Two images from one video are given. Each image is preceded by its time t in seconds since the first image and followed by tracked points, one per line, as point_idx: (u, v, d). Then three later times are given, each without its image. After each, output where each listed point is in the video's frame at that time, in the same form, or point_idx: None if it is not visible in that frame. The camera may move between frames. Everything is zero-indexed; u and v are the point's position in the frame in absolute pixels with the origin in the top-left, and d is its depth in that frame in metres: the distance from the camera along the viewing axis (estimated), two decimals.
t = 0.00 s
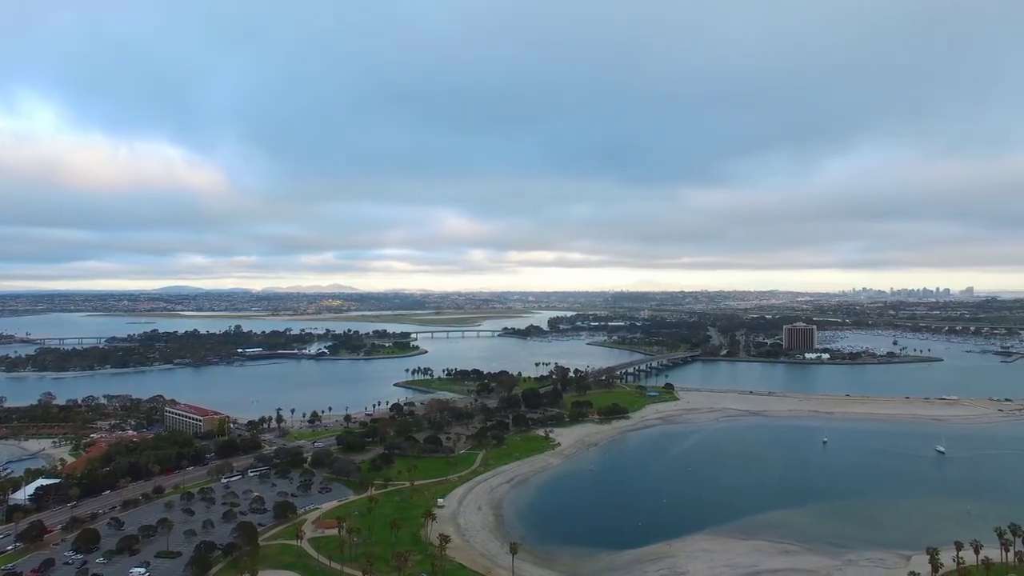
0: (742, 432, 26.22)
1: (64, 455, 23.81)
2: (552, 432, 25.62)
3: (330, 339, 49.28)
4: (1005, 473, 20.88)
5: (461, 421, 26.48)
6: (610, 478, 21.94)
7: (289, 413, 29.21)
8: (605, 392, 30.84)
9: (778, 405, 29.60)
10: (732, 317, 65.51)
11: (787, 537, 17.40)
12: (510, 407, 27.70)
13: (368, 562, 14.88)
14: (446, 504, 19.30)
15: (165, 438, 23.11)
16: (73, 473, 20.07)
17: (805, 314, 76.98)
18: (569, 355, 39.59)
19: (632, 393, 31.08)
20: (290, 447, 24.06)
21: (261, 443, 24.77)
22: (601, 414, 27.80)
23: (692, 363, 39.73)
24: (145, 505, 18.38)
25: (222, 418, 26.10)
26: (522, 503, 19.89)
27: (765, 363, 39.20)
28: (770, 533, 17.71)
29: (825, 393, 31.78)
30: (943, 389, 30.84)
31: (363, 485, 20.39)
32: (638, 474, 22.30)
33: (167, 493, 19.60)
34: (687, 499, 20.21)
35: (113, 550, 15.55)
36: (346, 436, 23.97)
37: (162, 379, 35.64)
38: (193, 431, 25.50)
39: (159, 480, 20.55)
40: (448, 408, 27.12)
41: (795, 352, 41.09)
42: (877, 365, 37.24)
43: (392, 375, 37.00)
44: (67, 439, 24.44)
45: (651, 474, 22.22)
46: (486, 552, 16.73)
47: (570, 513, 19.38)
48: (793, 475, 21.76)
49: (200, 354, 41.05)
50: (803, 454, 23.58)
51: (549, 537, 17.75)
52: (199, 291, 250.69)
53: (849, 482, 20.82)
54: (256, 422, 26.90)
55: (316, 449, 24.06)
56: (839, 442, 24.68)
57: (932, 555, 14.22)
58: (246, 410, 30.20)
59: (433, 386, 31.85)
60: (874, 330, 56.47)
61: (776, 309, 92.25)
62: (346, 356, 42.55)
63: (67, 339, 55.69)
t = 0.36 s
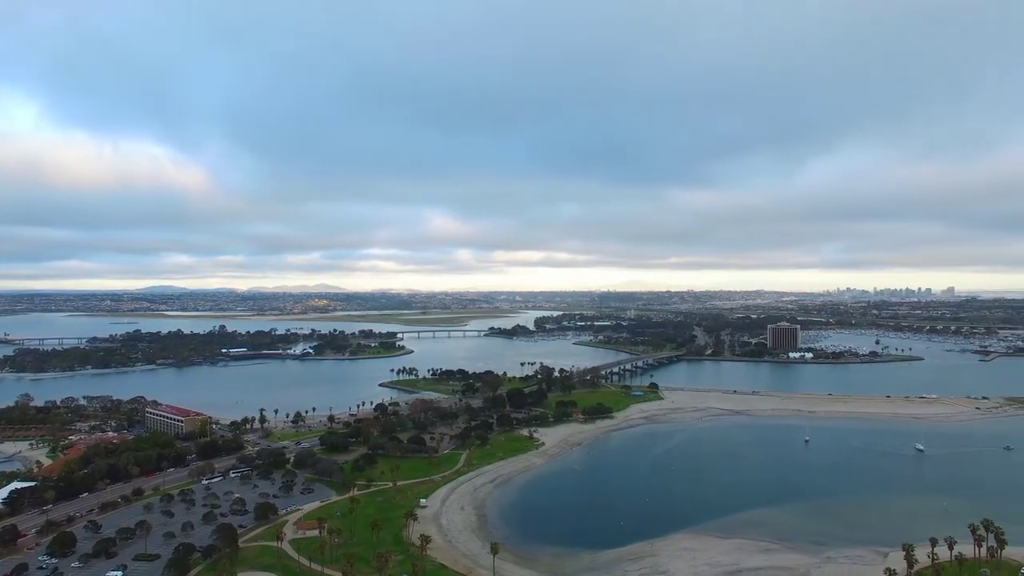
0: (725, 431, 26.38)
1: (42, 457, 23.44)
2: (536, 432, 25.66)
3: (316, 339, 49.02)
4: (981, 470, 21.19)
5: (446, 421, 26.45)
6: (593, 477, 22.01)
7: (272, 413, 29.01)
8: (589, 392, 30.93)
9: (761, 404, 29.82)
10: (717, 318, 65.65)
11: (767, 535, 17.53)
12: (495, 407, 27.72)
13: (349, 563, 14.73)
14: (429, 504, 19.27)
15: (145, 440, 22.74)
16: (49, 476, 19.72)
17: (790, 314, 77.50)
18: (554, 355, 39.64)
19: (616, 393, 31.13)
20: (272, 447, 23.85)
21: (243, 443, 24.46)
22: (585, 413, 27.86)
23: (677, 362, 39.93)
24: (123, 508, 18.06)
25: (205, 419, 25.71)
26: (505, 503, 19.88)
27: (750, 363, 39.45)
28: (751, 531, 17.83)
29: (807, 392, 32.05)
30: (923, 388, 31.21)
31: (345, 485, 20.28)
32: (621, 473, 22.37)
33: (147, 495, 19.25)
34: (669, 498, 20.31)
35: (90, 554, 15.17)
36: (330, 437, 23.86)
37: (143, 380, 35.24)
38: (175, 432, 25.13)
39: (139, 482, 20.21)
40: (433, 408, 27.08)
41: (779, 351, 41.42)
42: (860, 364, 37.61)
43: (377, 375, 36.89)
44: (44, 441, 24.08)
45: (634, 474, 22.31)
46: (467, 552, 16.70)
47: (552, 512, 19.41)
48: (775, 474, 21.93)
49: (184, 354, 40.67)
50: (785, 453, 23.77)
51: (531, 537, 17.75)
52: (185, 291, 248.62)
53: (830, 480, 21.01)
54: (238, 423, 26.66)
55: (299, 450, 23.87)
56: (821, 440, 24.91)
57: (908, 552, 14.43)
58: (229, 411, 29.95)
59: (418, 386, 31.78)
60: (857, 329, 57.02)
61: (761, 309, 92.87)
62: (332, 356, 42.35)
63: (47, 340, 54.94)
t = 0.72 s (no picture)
0: (707, 430, 26.53)
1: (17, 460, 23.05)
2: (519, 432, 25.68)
3: (301, 339, 48.75)
4: (958, 467, 21.46)
5: (429, 422, 26.40)
6: (575, 477, 22.04)
7: (254, 414, 28.79)
8: (574, 392, 30.99)
9: (743, 404, 30.02)
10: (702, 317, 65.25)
11: (747, 534, 17.65)
12: (478, 407, 27.71)
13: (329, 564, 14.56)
14: (410, 504, 19.22)
15: (124, 441, 22.31)
16: (24, 480, 19.34)
17: (774, 313, 77.98)
18: (539, 355, 39.66)
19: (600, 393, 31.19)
20: (254, 448, 23.60)
21: (224, 444, 24.10)
22: (568, 413, 27.91)
23: (662, 362, 40.09)
24: (99, 512, 17.72)
25: (185, 420, 25.40)
26: (487, 503, 19.85)
27: (734, 362, 39.67)
28: (731, 530, 17.93)
29: (789, 391, 32.30)
30: (903, 387, 31.55)
31: (327, 486, 20.12)
32: (603, 473, 22.43)
33: (124, 497, 18.89)
34: (651, 498, 20.39)
35: (64, 558, 14.77)
36: (312, 437, 23.71)
37: (124, 380, 34.84)
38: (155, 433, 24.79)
39: (116, 484, 19.85)
40: (416, 408, 27.03)
41: (763, 351, 41.70)
42: (842, 363, 37.95)
43: (362, 375, 36.74)
44: (20, 443, 23.74)
45: (617, 473, 22.37)
46: (448, 552, 16.65)
47: (534, 512, 19.42)
48: (756, 472, 22.07)
49: (166, 355, 40.27)
50: (766, 452, 23.93)
51: (512, 538, 17.75)
52: (171, 291, 246.43)
53: (809, 479, 21.19)
54: (220, 424, 26.40)
55: (280, 450, 23.66)
56: (802, 439, 25.11)
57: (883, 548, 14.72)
58: (211, 411, 29.69)
59: (402, 386, 31.69)
60: (840, 329, 57.52)
61: (745, 309, 92.69)
62: (316, 356, 42.13)
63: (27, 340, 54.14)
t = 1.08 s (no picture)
0: (693, 429, 26.64)
1: None
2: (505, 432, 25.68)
3: (288, 339, 48.51)
4: (938, 465, 21.68)
5: (415, 422, 26.35)
6: (561, 477, 22.07)
7: (239, 415, 28.59)
8: (560, 392, 31.03)
9: (729, 403, 30.17)
10: (690, 317, 65.24)
11: (729, 533, 17.73)
12: (465, 407, 27.70)
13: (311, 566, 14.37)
14: (395, 505, 19.18)
15: (105, 442, 22.05)
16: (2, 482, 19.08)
17: (761, 313, 78.32)
18: (527, 355, 39.66)
19: (587, 393, 31.20)
20: (238, 448, 23.40)
21: (208, 445, 23.87)
22: (554, 413, 27.94)
23: (649, 361, 40.22)
24: (78, 514, 17.52)
25: (168, 421, 25.16)
26: (471, 503, 19.84)
27: (720, 362, 39.86)
28: (714, 529, 18.02)
29: (774, 390, 32.48)
30: (886, 386, 31.83)
31: (311, 487, 20.00)
32: (589, 472, 22.48)
33: (105, 499, 18.70)
34: (635, 497, 20.44)
35: (40, 561, 14.54)
36: (297, 438, 23.58)
37: (107, 381, 34.49)
38: (138, 434, 24.54)
39: (97, 486, 19.61)
40: (402, 408, 26.97)
41: (749, 350, 41.91)
42: (827, 363, 38.20)
43: (349, 375, 36.61)
44: None
45: (603, 473, 22.41)
46: (431, 552, 16.63)
47: (518, 512, 19.42)
48: (740, 471, 22.17)
49: (151, 355, 39.94)
50: (751, 451, 24.07)
51: (495, 537, 17.75)
52: (159, 291, 244.51)
53: (793, 477, 21.32)
54: (203, 424, 26.18)
55: (265, 451, 23.48)
56: (786, 438, 25.27)
57: (863, 545, 14.94)
58: (195, 411, 29.47)
59: (388, 386, 31.61)
60: (826, 329, 57.88)
61: (733, 309, 92.48)
62: (303, 356, 41.95)
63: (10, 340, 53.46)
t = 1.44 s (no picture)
0: (681, 429, 26.72)
1: None
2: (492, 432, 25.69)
3: (277, 339, 48.34)
4: (922, 463, 21.85)
5: (403, 422, 26.32)
6: (548, 477, 22.08)
7: (225, 415, 28.43)
8: (549, 391, 31.07)
9: (717, 403, 30.29)
10: (679, 317, 65.14)
11: (714, 532, 17.80)
12: (453, 407, 27.68)
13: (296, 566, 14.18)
14: (381, 505, 19.12)
15: (90, 444, 21.85)
16: None
17: (751, 313, 78.58)
18: (516, 355, 39.66)
19: (576, 393, 31.24)
20: (224, 449, 23.24)
21: (194, 446, 23.70)
22: (543, 413, 27.97)
23: (638, 361, 40.32)
24: (60, 517, 17.34)
25: (154, 421, 24.98)
26: (458, 503, 19.81)
27: (709, 361, 40.02)
28: (699, 528, 18.08)
29: (762, 390, 32.62)
30: (873, 385, 32.05)
31: (297, 488, 19.90)
32: (576, 472, 22.50)
33: (88, 501, 18.54)
34: (622, 497, 20.48)
35: (20, 565, 14.33)
36: (284, 438, 23.46)
37: (92, 382, 34.23)
38: (123, 435, 24.35)
39: (80, 489, 19.41)
40: (390, 409, 26.93)
41: (738, 350, 42.06)
42: (815, 362, 38.39)
43: (338, 375, 36.52)
44: None
45: (590, 473, 22.44)
46: (417, 553, 16.59)
47: (505, 512, 19.42)
48: (726, 471, 22.26)
49: (138, 355, 39.67)
50: (738, 451, 24.16)
51: (481, 537, 17.74)
52: (150, 291, 243.01)
53: (778, 477, 21.43)
54: (190, 425, 26.02)
55: (251, 451, 23.32)
56: (773, 437, 25.39)
57: (845, 543, 15.07)
58: (181, 412, 29.30)
59: (377, 386, 31.55)
60: (814, 328, 58.17)
61: (723, 309, 92.34)
62: (292, 356, 41.82)
63: None
